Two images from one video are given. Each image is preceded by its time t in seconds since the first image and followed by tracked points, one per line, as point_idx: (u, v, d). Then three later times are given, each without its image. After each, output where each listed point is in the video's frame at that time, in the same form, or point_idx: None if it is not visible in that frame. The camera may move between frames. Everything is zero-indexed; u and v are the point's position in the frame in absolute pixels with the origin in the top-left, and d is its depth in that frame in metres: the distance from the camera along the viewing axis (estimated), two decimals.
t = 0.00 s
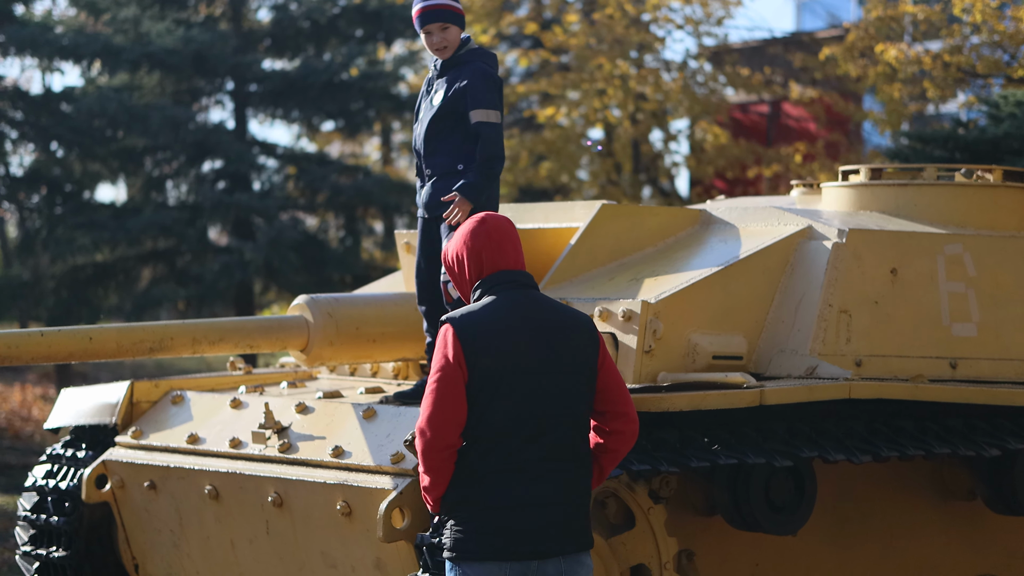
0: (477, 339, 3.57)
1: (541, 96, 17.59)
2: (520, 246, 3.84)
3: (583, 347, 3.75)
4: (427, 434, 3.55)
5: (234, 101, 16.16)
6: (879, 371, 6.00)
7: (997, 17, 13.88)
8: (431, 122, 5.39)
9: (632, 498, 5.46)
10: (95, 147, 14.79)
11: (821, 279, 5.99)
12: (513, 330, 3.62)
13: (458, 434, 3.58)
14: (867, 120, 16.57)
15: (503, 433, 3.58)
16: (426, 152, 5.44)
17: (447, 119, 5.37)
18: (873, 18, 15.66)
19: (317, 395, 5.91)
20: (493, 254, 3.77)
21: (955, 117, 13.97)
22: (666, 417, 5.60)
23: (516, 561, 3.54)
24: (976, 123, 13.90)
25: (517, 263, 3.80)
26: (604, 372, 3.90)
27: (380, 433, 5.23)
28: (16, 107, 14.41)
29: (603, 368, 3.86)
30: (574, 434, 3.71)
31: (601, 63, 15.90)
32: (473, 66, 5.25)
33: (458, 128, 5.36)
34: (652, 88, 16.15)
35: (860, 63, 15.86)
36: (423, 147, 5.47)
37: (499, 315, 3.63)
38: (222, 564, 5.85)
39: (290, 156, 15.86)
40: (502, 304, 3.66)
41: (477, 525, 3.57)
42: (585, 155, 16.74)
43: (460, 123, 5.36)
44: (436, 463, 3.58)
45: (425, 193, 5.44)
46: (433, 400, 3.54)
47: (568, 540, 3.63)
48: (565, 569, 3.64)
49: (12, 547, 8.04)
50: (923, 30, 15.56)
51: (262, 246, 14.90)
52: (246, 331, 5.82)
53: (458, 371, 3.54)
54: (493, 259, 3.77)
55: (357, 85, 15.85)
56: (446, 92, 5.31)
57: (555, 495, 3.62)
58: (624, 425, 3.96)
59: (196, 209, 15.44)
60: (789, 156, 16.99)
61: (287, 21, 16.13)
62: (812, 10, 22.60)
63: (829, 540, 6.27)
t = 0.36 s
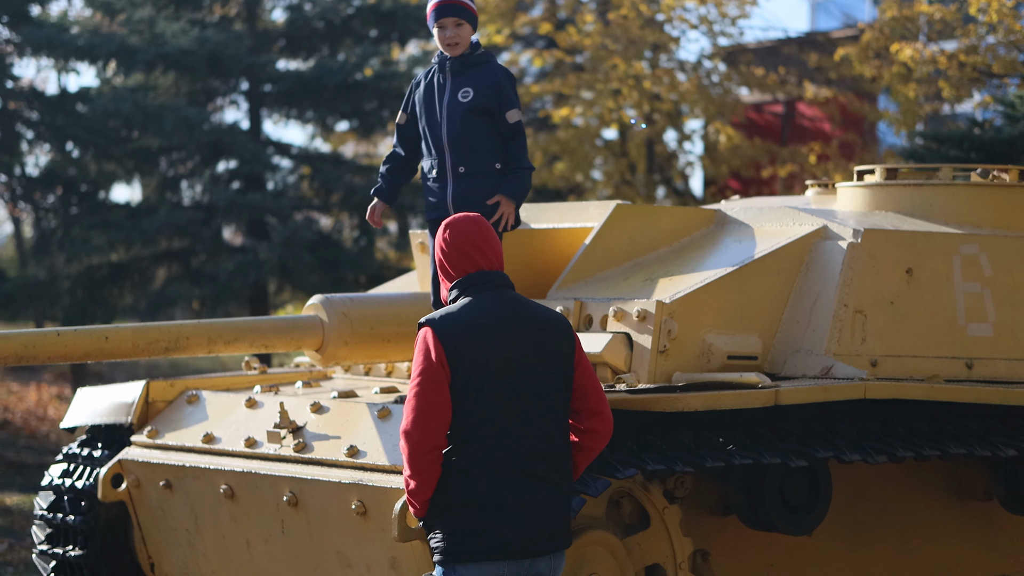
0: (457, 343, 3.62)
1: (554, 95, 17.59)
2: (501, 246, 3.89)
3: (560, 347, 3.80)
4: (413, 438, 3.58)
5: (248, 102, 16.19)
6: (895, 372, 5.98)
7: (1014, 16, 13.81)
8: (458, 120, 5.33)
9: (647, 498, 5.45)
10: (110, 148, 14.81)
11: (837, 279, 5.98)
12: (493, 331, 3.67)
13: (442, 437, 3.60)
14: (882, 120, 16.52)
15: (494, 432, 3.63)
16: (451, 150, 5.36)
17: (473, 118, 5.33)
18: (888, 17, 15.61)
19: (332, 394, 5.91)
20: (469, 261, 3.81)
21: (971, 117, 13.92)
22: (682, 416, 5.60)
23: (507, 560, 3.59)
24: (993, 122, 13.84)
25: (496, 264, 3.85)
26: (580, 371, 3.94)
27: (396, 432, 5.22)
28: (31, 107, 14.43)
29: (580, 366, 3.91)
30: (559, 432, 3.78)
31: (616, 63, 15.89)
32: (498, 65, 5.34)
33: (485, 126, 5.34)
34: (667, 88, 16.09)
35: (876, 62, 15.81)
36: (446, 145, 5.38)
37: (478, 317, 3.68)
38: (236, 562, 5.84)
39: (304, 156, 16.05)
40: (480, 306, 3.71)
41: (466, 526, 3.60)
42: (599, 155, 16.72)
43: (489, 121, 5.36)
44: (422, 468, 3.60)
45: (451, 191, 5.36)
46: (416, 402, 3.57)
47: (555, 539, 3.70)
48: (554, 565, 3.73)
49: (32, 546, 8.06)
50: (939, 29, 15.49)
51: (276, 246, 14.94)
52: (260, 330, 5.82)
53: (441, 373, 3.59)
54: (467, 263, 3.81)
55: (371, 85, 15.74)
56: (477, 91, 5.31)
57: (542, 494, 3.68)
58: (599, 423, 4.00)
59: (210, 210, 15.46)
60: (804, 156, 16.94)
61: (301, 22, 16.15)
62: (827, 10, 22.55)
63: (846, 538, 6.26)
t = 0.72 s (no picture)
0: (415, 341, 3.62)
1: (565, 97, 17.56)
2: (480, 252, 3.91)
3: (516, 360, 3.79)
4: (370, 425, 3.53)
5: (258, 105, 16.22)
6: (904, 375, 5.97)
7: None
8: (480, 122, 5.35)
9: (656, 501, 5.44)
10: (120, 152, 14.71)
11: (846, 283, 5.97)
12: (449, 334, 3.67)
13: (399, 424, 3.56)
14: (891, 122, 16.51)
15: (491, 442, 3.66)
16: (470, 152, 5.36)
17: (494, 120, 5.36)
18: (897, 20, 15.59)
19: (341, 397, 5.92)
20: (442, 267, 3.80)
21: (980, 120, 13.90)
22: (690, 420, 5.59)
23: (464, 563, 3.57)
24: (1003, 125, 13.81)
25: (465, 273, 3.83)
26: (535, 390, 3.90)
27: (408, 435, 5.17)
28: (42, 110, 13.70)
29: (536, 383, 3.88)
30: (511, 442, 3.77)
31: (625, 66, 15.89)
32: (519, 71, 5.38)
33: (506, 131, 5.38)
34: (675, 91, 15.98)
35: (884, 65, 15.82)
36: (465, 146, 5.38)
37: (439, 319, 3.68)
38: (247, 565, 5.85)
39: (314, 159, 15.91)
40: (443, 309, 3.71)
41: (423, 528, 3.57)
42: (608, 158, 16.73)
43: (509, 125, 5.38)
44: (377, 454, 3.54)
45: (468, 193, 5.35)
46: (376, 388, 3.54)
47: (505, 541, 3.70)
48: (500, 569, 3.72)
49: (40, 548, 8.07)
50: (948, 33, 15.46)
51: (287, 249, 14.96)
52: (269, 333, 5.82)
53: (403, 365, 3.58)
54: (437, 269, 3.80)
55: (380, 89, 15.78)
56: (500, 93, 5.35)
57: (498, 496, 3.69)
58: (545, 442, 3.97)
59: (220, 213, 15.49)
60: (813, 158, 16.97)
61: (310, 25, 16.17)
62: (837, 12, 22.55)
63: (853, 542, 6.25)
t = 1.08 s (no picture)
0: (373, 334, 3.55)
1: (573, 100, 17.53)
2: (447, 248, 3.82)
3: (480, 353, 3.71)
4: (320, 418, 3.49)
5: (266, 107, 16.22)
6: (912, 380, 5.97)
7: None
8: (546, 123, 5.26)
9: (665, 505, 5.43)
10: (130, 154, 14.82)
11: (855, 287, 5.97)
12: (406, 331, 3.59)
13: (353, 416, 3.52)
14: (899, 126, 16.50)
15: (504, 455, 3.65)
16: (533, 150, 5.18)
17: (554, 122, 5.30)
18: (905, 24, 15.60)
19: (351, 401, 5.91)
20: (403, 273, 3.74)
21: (989, 124, 13.91)
22: (699, 424, 5.59)
23: (417, 558, 3.49)
24: (1012, 129, 13.81)
25: (425, 269, 3.73)
26: (502, 381, 3.78)
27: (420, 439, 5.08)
28: (51, 114, 13.94)
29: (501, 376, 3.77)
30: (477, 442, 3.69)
31: (632, 69, 15.91)
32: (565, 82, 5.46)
33: (560, 135, 5.34)
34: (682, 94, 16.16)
35: (892, 69, 15.85)
36: (528, 142, 5.19)
37: (399, 313, 3.61)
38: (257, 569, 5.82)
39: (321, 163, 16.00)
40: (404, 304, 3.64)
41: (377, 521, 3.49)
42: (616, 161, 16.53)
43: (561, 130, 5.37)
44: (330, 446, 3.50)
45: (529, 191, 5.14)
46: (328, 382, 3.49)
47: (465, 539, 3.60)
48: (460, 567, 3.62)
49: (51, 550, 8.08)
50: (957, 36, 15.34)
51: (295, 252, 14.91)
52: (278, 338, 5.81)
53: (353, 361, 3.51)
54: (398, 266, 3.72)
55: (388, 91, 15.72)
56: (561, 97, 5.36)
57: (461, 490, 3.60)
58: (516, 433, 3.85)
59: (228, 215, 15.48)
60: (821, 161, 17.02)
61: (319, 28, 16.16)
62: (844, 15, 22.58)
63: (865, 551, 6.27)
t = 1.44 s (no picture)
0: (335, 348, 3.55)
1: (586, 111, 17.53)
2: (419, 254, 3.76)
3: (452, 360, 3.63)
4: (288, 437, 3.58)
5: (279, 119, 16.25)
6: (926, 392, 5.97)
7: None
8: (571, 137, 5.36)
9: (679, 517, 5.41)
10: (142, 167, 15.00)
11: (868, 299, 5.95)
12: (370, 343, 3.57)
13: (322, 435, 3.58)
14: (912, 137, 16.47)
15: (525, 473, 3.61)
16: (559, 163, 5.28)
17: (577, 135, 5.41)
18: (918, 35, 15.58)
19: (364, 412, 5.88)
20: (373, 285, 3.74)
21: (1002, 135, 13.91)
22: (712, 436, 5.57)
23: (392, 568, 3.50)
24: None
25: (394, 280, 3.69)
26: (480, 384, 3.70)
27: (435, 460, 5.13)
28: (66, 127, 14.41)
29: (477, 382, 3.68)
30: (458, 453, 3.68)
31: (643, 80, 15.92)
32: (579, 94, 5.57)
33: (581, 148, 5.45)
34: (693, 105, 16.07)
35: (905, 80, 15.85)
36: (554, 156, 5.27)
37: (364, 325, 3.59)
38: None
39: (335, 174, 15.96)
40: (370, 315, 3.62)
41: (352, 533, 3.53)
42: (628, 172, 16.72)
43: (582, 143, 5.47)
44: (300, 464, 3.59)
45: (558, 204, 5.22)
46: (295, 401, 3.55)
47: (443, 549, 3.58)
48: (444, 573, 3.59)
49: (64, 562, 8.08)
50: (969, 47, 15.28)
51: (307, 264, 14.85)
52: (292, 349, 5.83)
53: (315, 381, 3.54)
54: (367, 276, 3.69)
55: (401, 103, 15.65)
56: (581, 111, 5.47)
57: (432, 502, 3.58)
58: (496, 439, 3.76)
59: (241, 227, 15.51)
60: (833, 173, 17.09)
61: (332, 40, 16.19)
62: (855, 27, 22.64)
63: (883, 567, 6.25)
